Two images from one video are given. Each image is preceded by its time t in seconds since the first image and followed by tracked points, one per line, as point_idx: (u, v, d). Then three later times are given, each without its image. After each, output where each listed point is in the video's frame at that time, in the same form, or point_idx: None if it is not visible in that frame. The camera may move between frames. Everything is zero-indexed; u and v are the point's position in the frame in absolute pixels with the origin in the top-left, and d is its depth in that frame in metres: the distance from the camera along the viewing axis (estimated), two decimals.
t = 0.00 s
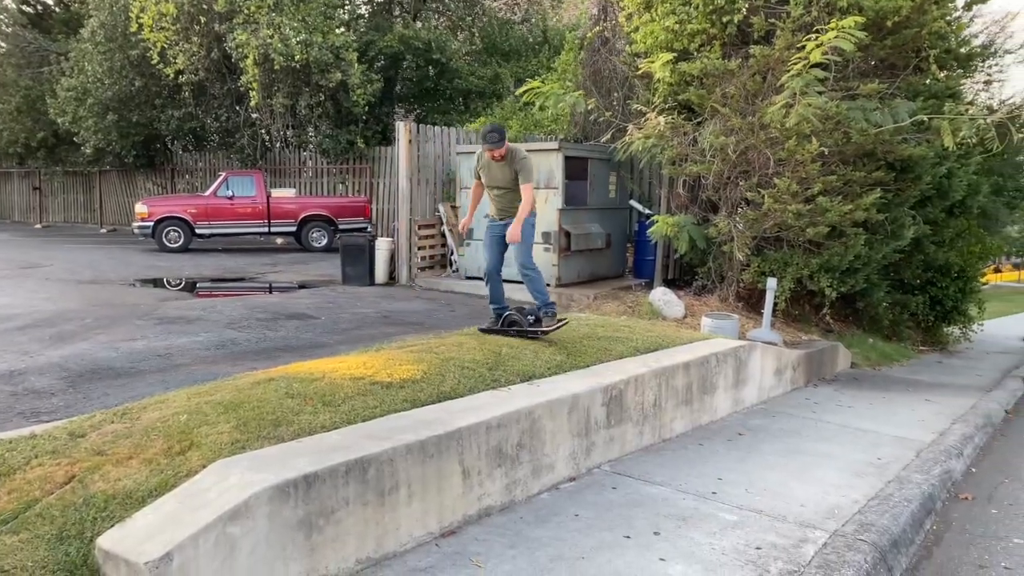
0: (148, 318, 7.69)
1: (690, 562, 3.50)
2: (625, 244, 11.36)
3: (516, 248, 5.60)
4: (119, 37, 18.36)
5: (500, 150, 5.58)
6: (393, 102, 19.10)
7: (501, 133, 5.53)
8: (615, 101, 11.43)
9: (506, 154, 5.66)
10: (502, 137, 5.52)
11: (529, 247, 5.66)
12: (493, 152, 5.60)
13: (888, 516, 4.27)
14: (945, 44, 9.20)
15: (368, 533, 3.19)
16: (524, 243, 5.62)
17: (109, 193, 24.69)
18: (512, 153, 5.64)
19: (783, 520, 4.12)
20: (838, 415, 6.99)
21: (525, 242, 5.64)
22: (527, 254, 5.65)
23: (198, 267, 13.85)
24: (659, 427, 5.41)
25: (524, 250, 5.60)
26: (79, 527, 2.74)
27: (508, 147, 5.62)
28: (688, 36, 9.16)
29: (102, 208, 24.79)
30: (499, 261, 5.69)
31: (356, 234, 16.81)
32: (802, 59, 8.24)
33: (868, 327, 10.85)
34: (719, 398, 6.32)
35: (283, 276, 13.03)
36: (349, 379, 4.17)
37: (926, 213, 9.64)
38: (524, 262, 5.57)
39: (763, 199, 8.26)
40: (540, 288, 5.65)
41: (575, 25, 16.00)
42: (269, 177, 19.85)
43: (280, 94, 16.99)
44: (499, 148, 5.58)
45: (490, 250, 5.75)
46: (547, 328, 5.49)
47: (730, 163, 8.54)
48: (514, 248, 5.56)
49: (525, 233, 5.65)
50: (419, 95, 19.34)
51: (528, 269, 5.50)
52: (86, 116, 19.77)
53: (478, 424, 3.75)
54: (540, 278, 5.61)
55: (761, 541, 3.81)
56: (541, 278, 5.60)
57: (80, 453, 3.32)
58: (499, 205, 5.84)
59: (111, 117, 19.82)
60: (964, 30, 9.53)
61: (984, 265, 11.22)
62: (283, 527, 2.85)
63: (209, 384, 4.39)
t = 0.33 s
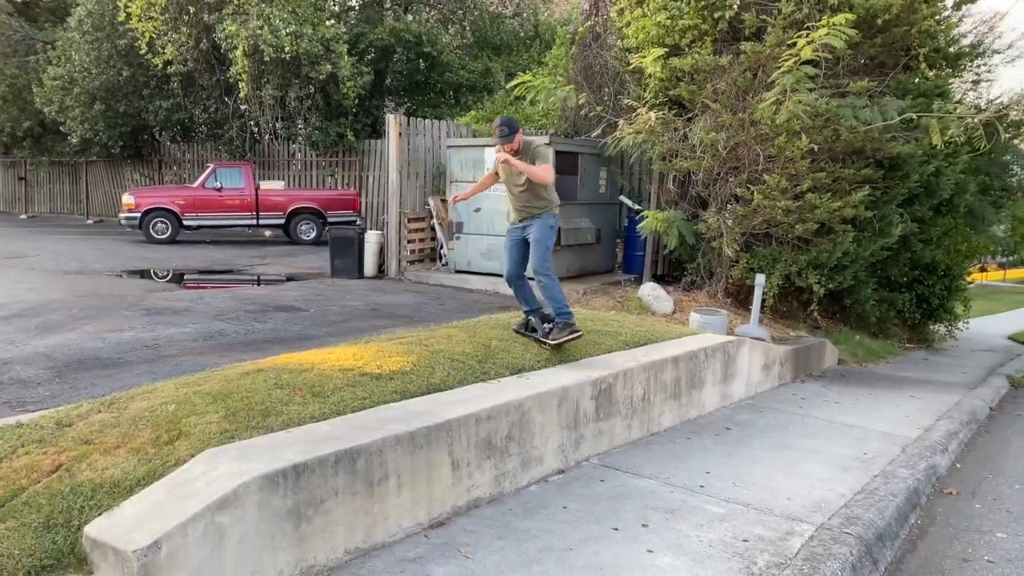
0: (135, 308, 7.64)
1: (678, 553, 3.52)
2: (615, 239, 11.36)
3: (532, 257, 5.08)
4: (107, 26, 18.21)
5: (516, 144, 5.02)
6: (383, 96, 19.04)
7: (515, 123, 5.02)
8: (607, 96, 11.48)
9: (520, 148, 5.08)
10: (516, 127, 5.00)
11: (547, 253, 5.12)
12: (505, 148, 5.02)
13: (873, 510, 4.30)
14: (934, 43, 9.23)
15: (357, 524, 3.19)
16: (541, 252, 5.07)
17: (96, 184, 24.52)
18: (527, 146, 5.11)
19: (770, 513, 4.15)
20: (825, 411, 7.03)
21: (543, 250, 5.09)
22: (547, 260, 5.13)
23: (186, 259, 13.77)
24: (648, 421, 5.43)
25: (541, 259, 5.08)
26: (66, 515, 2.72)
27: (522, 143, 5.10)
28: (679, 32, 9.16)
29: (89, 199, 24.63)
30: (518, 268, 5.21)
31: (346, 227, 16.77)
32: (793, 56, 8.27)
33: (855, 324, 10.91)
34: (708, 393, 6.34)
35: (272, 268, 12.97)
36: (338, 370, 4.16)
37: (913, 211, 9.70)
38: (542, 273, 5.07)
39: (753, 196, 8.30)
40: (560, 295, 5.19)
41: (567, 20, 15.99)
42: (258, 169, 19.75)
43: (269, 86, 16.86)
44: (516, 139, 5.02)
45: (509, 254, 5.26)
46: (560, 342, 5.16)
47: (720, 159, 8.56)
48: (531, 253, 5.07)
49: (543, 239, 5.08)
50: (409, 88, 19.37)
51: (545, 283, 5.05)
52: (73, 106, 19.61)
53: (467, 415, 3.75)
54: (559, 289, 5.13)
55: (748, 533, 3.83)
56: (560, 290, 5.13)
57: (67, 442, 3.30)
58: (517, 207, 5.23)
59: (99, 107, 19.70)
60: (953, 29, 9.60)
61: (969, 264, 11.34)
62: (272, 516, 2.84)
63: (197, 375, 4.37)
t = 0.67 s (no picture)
0: (133, 299, 7.66)
1: (672, 543, 3.57)
2: (610, 235, 11.40)
3: (542, 252, 4.85)
4: (103, 16, 18.08)
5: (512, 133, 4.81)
6: (380, 89, 19.06)
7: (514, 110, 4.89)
8: (603, 91, 11.52)
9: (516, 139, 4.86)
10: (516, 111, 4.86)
11: (559, 250, 4.86)
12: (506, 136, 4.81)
13: (864, 502, 4.37)
14: (930, 42, 9.25)
15: (356, 510, 3.23)
16: (550, 247, 4.81)
17: (91, 174, 24.47)
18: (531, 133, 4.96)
19: (763, 504, 4.21)
20: (817, 405, 7.10)
21: (554, 246, 4.83)
22: (559, 256, 4.88)
23: (182, 250, 13.78)
24: (642, 413, 5.49)
25: (551, 254, 4.84)
26: (69, 499, 2.76)
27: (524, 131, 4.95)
28: (677, 27, 9.17)
29: (84, 189, 24.58)
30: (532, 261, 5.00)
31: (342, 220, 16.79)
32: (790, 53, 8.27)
33: (849, 320, 10.99)
34: (702, 386, 6.40)
35: (268, 260, 12.99)
36: (337, 359, 4.20)
37: (907, 208, 9.76)
38: (549, 270, 4.84)
39: (748, 191, 8.36)
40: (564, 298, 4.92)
41: (564, 15, 16.02)
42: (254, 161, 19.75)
43: (266, 78, 16.94)
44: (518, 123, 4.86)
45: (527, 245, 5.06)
46: (553, 345, 4.92)
47: (717, 155, 8.61)
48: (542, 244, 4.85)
49: (554, 233, 4.82)
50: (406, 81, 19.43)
51: (548, 280, 4.82)
52: (69, 96, 19.56)
53: (465, 405, 3.80)
54: (563, 290, 4.86)
55: (741, 524, 3.88)
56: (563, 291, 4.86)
57: (68, 428, 3.34)
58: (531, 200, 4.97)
59: (94, 97, 19.66)
60: (949, 28, 9.65)
61: (962, 262, 11.42)
62: (273, 502, 2.88)
63: (196, 363, 4.40)
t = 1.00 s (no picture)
0: (139, 288, 7.70)
1: (680, 530, 3.63)
2: (613, 228, 11.43)
3: (558, 246, 4.69)
4: (104, 7, 18.20)
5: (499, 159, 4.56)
6: (382, 81, 19.08)
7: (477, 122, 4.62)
8: (606, 84, 11.56)
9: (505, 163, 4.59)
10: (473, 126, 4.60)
11: (575, 248, 4.68)
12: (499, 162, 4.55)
13: (868, 492, 4.43)
14: (933, 36, 9.19)
15: (370, 496, 3.28)
16: (564, 243, 4.64)
17: (91, 164, 24.46)
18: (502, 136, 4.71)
19: (768, 493, 4.27)
20: (819, 398, 7.16)
21: (569, 242, 4.66)
22: (575, 255, 4.69)
23: (184, 241, 13.81)
24: (647, 405, 5.53)
25: (566, 249, 4.67)
26: (92, 483, 2.81)
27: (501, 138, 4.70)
28: (681, 21, 9.22)
29: (84, 179, 24.57)
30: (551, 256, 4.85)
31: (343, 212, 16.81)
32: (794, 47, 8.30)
33: (849, 314, 11.05)
34: (705, 378, 6.45)
35: (270, 251, 13.02)
36: (348, 349, 4.25)
37: (908, 203, 9.79)
38: (560, 264, 4.66)
39: (752, 185, 8.43)
40: (569, 298, 4.71)
41: (566, 8, 16.02)
42: (254, 153, 19.76)
43: (268, 70, 17.00)
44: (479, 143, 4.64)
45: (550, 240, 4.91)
46: (546, 341, 4.73)
47: (720, 149, 8.66)
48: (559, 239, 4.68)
49: (571, 229, 4.65)
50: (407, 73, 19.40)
51: (557, 274, 4.65)
52: (70, 86, 19.60)
53: (476, 394, 3.85)
54: (569, 289, 4.66)
55: (748, 512, 3.94)
56: (569, 290, 4.65)
57: (87, 414, 3.39)
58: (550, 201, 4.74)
59: (95, 88, 19.69)
60: (951, 23, 9.70)
61: (963, 257, 11.43)
62: (291, 487, 2.93)
63: (208, 352, 4.45)
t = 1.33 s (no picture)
0: (152, 281, 7.78)
1: (695, 516, 3.71)
2: (618, 221, 11.51)
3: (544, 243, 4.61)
4: None
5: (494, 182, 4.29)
6: (386, 74, 19.14)
7: (465, 168, 4.24)
8: (610, 79, 11.63)
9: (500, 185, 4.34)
10: (467, 174, 4.24)
11: (561, 244, 4.58)
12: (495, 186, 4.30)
13: (876, 482, 4.52)
14: (938, 31, 9.28)
15: (395, 482, 3.37)
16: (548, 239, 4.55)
17: (94, 157, 24.50)
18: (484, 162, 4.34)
19: (778, 482, 4.36)
20: (825, 390, 7.25)
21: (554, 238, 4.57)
22: (562, 251, 4.58)
23: (191, 233, 13.88)
24: (658, 396, 5.62)
25: (551, 246, 4.58)
26: (128, 468, 2.90)
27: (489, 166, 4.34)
28: (689, 16, 9.25)
29: (88, 172, 24.63)
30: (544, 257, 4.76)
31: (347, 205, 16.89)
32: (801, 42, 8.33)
33: (852, 308, 11.14)
34: (713, 370, 6.54)
35: (277, 244, 13.10)
36: (368, 340, 4.34)
37: (912, 197, 9.86)
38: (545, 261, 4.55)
39: (758, 179, 8.51)
40: (555, 297, 4.54)
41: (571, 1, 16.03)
42: (259, 146, 19.83)
43: (273, 64, 17.12)
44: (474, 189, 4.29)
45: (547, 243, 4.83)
46: (524, 335, 4.56)
47: (727, 143, 8.73)
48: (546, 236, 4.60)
49: (558, 226, 4.56)
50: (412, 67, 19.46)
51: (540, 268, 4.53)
52: (75, 79, 19.67)
53: (494, 384, 3.93)
54: (552, 284, 4.49)
55: (760, 500, 4.02)
56: (552, 285, 4.49)
57: (116, 403, 3.48)
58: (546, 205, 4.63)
59: (101, 82, 19.74)
60: (956, 19, 9.75)
61: (965, 251, 11.50)
62: (320, 473, 3.02)
63: (228, 343, 4.53)
